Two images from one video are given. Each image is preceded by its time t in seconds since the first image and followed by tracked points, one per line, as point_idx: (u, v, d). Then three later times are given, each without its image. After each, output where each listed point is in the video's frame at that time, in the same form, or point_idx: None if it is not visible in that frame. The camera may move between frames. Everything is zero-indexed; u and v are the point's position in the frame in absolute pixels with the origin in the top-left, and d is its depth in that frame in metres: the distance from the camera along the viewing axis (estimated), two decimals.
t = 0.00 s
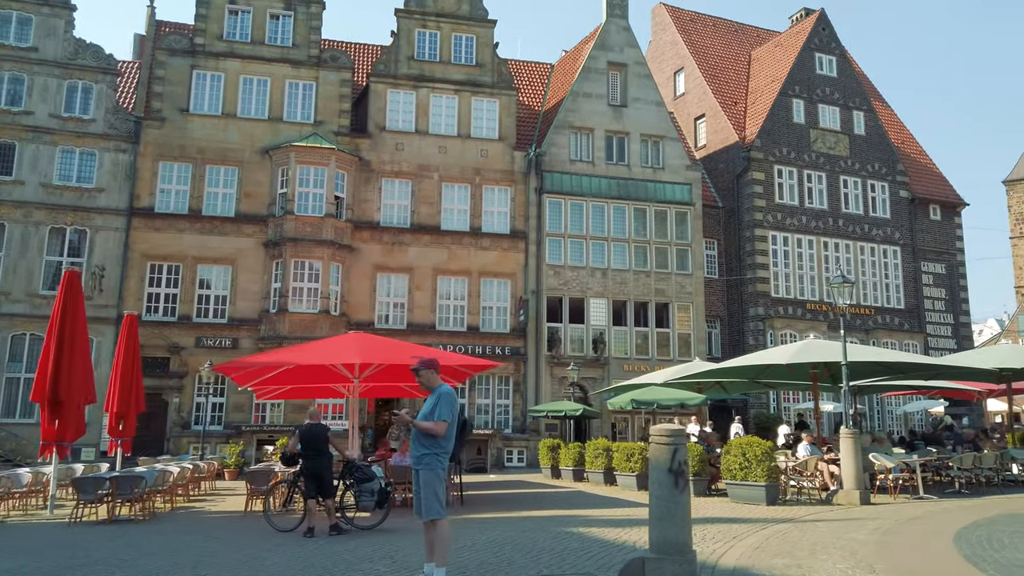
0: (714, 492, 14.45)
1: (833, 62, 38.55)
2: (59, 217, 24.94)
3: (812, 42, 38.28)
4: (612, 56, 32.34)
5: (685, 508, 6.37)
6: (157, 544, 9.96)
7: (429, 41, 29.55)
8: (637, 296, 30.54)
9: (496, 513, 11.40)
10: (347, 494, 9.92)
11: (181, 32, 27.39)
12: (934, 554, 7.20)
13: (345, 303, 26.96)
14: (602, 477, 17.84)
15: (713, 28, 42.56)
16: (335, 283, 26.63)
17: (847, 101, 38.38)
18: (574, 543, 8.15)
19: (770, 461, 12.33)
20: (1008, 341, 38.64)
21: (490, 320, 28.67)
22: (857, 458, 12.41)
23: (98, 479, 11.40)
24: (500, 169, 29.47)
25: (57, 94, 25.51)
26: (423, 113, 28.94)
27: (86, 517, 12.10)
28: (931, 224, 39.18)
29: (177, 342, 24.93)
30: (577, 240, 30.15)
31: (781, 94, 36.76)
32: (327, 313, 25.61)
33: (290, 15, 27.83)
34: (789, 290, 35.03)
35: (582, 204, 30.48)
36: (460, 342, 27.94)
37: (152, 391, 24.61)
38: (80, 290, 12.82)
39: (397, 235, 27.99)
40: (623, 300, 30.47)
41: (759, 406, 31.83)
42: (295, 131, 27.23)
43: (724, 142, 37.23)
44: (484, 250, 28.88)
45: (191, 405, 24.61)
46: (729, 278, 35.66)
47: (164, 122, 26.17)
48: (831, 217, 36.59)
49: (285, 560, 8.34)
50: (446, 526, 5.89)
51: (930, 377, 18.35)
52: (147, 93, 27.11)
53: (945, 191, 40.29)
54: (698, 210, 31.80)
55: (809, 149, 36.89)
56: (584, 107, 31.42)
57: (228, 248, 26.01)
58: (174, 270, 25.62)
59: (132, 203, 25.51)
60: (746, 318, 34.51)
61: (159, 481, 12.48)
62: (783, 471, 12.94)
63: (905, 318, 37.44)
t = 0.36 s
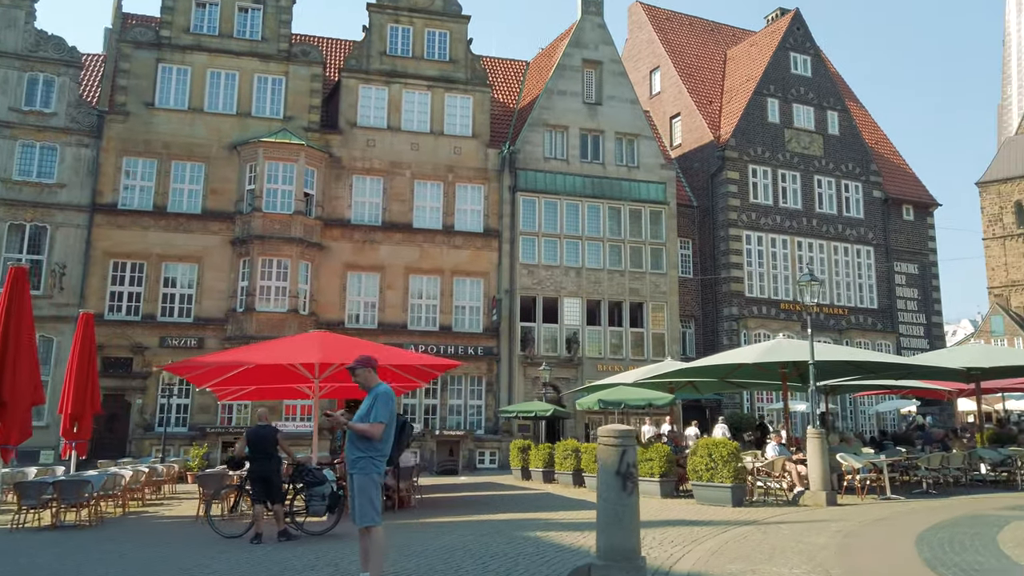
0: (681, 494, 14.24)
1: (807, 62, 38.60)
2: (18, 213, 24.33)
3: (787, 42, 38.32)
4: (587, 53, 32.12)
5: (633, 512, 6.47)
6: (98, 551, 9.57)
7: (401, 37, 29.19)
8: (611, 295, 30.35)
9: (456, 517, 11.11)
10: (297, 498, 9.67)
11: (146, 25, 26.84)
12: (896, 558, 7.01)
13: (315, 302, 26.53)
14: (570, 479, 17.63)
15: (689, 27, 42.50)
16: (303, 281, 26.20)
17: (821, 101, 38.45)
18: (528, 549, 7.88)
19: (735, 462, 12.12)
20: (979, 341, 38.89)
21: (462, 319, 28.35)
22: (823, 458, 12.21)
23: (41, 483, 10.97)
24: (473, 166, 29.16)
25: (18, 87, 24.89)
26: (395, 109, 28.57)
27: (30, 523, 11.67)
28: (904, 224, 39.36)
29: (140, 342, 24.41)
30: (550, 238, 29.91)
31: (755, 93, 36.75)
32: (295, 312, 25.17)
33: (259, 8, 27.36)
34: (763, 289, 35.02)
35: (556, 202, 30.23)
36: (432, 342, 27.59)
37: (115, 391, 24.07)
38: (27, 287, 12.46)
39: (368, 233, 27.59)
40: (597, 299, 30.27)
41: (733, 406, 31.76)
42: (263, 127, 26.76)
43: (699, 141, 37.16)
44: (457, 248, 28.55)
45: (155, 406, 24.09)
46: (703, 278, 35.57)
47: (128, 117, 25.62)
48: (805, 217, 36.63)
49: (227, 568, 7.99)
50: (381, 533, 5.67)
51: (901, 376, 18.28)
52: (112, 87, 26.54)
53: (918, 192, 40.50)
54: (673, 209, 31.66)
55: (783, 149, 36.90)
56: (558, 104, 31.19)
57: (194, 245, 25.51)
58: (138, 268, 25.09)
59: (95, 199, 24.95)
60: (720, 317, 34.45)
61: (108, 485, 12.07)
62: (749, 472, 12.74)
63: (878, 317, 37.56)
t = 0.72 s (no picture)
0: (649, 501, 13.99)
1: (783, 67, 38.66)
2: None
3: (763, 47, 38.37)
4: (562, 56, 31.91)
5: (577, 524, 6.53)
6: (33, 565, 9.14)
7: (374, 37, 28.83)
8: (586, 299, 30.11)
9: (414, 527, 10.79)
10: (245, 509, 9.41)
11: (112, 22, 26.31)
12: (859, 569, 6.77)
13: (284, 305, 26.05)
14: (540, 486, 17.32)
15: (666, 31, 42.45)
16: (272, 284, 25.72)
17: (797, 106, 38.50)
18: (481, 562, 7.57)
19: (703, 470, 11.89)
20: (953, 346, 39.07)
21: (435, 323, 27.98)
22: (792, 465, 12.01)
23: None
24: (447, 169, 28.82)
25: None
26: (367, 110, 28.20)
27: None
28: (878, 230, 39.48)
29: (102, 346, 23.88)
30: (525, 242, 29.63)
31: (731, 98, 36.75)
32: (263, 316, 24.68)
33: (229, 6, 26.92)
34: (738, 294, 34.95)
35: (530, 206, 29.96)
36: (404, 346, 27.17)
37: (75, 397, 23.51)
38: None
39: (338, 235, 27.16)
40: (572, 303, 30.02)
41: (708, 411, 31.63)
42: (232, 126, 26.27)
43: (675, 145, 37.07)
44: (430, 252, 28.19)
45: (117, 412, 23.54)
46: (678, 282, 35.42)
47: (92, 116, 25.09)
48: (780, 221, 36.64)
49: None
50: (311, 549, 5.47)
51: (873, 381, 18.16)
52: (76, 85, 25.98)
53: (892, 197, 40.68)
54: (648, 213, 31.50)
55: (758, 153, 36.88)
56: (533, 107, 30.94)
57: (159, 248, 24.99)
58: (101, 270, 24.56)
59: (56, 200, 24.38)
60: (695, 322, 34.31)
61: (54, 495, 11.58)
62: (717, 479, 12.51)
63: (852, 322, 37.63)
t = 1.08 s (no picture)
0: (614, 507, 13.83)
1: (755, 73, 38.84)
2: None
3: (735, 53, 38.52)
4: (535, 59, 31.75)
5: (515, 535, 6.21)
6: None
7: (345, 38, 28.49)
8: (558, 303, 29.96)
9: (371, 537, 10.52)
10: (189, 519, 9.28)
11: (75, 19, 25.81)
12: None
13: (250, 309, 25.61)
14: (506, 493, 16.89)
15: (640, 37, 42.49)
16: (238, 287, 25.28)
17: (768, 112, 38.69)
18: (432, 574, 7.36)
19: (666, 474, 11.75)
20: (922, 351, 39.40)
21: (405, 328, 27.67)
22: (755, 470, 11.90)
23: None
24: (418, 171, 28.54)
25: None
26: (338, 111, 27.83)
27: None
28: (849, 235, 39.74)
29: (62, 350, 23.39)
30: (497, 246, 29.42)
31: (703, 103, 36.85)
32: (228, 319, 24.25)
33: (196, 4, 26.52)
34: (709, 299, 35.01)
35: (503, 209, 29.77)
36: (373, 350, 26.80)
37: (33, 402, 22.98)
38: None
39: (307, 238, 26.75)
40: (544, 307, 29.86)
41: (679, 416, 31.59)
42: (198, 127, 25.85)
43: (648, 150, 37.07)
44: (400, 255, 27.89)
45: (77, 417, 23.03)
46: (651, 286, 35.41)
47: (53, 114, 24.58)
48: (752, 227, 36.74)
49: None
50: (230, 561, 5.43)
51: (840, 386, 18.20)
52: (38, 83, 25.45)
53: (863, 204, 40.99)
54: (621, 217, 31.46)
55: (730, 159, 36.99)
56: (506, 110, 30.76)
57: (122, 249, 24.51)
58: (61, 272, 24.04)
59: (16, 200, 23.86)
60: (667, 327, 34.28)
61: None
62: (681, 484, 12.36)
63: (823, 327, 37.82)
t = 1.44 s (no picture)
0: (568, 511, 13.66)
1: (720, 79, 39.06)
2: None
3: (700, 59, 38.69)
4: (501, 61, 31.53)
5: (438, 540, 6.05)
6: None
7: (307, 36, 27.99)
8: (522, 307, 29.80)
9: (316, 545, 10.21)
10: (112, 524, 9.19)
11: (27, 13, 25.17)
12: None
13: (207, 311, 24.99)
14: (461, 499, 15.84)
15: (607, 41, 42.51)
16: (194, 289, 24.68)
17: (733, 118, 38.90)
18: None
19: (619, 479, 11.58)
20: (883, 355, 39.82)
21: (366, 331, 27.13)
22: (708, 475, 11.83)
23: None
24: (381, 173, 28.08)
25: None
26: (300, 110, 27.26)
27: None
28: (811, 241, 40.10)
29: (10, 352, 22.76)
30: (461, 248, 29.16)
31: (669, 108, 36.94)
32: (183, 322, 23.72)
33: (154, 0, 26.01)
34: (674, 303, 35.07)
35: (467, 212, 29.52)
36: (333, 353, 26.22)
37: None
38: None
39: (267, 239, 26.10)
40: (508, 311, 29.65)
41: (643, 420, 31.55)
42: (154, 125, 25.31)
43: (614, 154, 37.07)
44: (363, 257, 27.38)
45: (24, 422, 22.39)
46: (616, 290, 35.39)
47: (3, 110, 23.94)
48: (716, 231, 36.90)
49: None
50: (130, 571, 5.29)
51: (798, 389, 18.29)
52: None
53: (825, 209, 41.38)
54: (586, 221, 31.40)
55: (695, 164, 37.12)
56: (471, 112, 30.50)
57: (73, 249, 23.91)
58: (9, 272, 23.41)
59: None
60: (632, 331, 34.26)
61: None
62: (635, 488, 12.23)
63: (785, 332, 38.10)
